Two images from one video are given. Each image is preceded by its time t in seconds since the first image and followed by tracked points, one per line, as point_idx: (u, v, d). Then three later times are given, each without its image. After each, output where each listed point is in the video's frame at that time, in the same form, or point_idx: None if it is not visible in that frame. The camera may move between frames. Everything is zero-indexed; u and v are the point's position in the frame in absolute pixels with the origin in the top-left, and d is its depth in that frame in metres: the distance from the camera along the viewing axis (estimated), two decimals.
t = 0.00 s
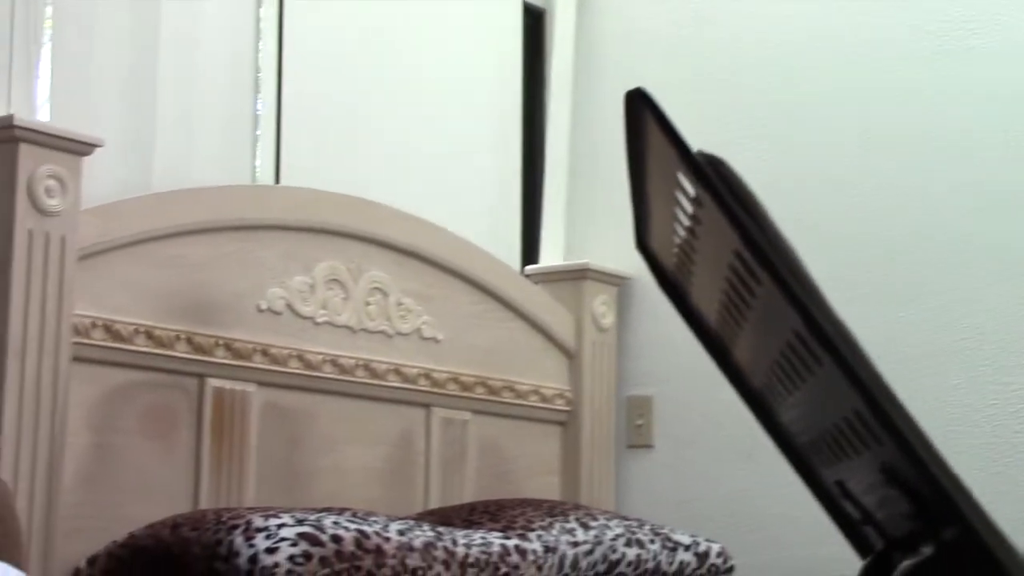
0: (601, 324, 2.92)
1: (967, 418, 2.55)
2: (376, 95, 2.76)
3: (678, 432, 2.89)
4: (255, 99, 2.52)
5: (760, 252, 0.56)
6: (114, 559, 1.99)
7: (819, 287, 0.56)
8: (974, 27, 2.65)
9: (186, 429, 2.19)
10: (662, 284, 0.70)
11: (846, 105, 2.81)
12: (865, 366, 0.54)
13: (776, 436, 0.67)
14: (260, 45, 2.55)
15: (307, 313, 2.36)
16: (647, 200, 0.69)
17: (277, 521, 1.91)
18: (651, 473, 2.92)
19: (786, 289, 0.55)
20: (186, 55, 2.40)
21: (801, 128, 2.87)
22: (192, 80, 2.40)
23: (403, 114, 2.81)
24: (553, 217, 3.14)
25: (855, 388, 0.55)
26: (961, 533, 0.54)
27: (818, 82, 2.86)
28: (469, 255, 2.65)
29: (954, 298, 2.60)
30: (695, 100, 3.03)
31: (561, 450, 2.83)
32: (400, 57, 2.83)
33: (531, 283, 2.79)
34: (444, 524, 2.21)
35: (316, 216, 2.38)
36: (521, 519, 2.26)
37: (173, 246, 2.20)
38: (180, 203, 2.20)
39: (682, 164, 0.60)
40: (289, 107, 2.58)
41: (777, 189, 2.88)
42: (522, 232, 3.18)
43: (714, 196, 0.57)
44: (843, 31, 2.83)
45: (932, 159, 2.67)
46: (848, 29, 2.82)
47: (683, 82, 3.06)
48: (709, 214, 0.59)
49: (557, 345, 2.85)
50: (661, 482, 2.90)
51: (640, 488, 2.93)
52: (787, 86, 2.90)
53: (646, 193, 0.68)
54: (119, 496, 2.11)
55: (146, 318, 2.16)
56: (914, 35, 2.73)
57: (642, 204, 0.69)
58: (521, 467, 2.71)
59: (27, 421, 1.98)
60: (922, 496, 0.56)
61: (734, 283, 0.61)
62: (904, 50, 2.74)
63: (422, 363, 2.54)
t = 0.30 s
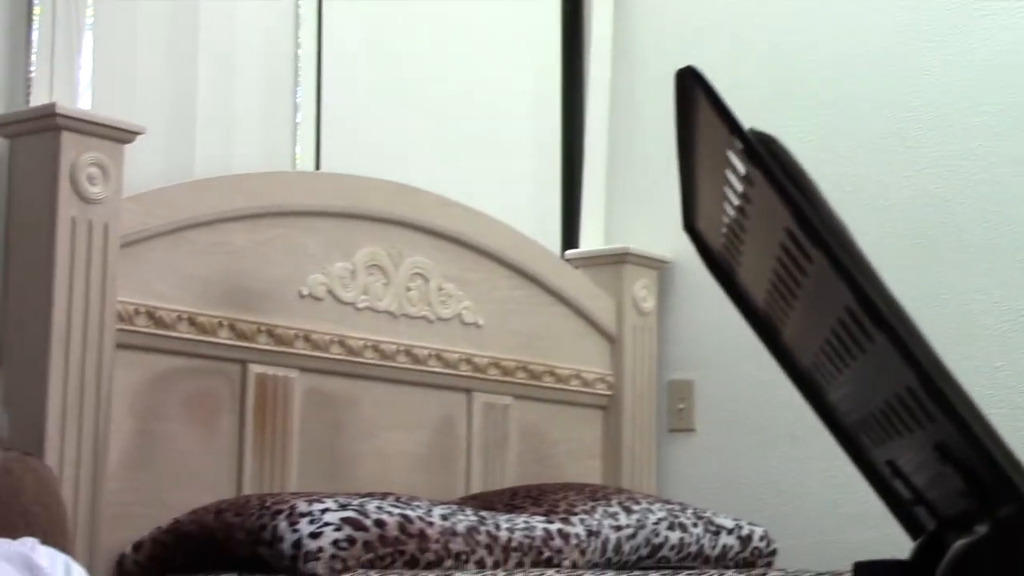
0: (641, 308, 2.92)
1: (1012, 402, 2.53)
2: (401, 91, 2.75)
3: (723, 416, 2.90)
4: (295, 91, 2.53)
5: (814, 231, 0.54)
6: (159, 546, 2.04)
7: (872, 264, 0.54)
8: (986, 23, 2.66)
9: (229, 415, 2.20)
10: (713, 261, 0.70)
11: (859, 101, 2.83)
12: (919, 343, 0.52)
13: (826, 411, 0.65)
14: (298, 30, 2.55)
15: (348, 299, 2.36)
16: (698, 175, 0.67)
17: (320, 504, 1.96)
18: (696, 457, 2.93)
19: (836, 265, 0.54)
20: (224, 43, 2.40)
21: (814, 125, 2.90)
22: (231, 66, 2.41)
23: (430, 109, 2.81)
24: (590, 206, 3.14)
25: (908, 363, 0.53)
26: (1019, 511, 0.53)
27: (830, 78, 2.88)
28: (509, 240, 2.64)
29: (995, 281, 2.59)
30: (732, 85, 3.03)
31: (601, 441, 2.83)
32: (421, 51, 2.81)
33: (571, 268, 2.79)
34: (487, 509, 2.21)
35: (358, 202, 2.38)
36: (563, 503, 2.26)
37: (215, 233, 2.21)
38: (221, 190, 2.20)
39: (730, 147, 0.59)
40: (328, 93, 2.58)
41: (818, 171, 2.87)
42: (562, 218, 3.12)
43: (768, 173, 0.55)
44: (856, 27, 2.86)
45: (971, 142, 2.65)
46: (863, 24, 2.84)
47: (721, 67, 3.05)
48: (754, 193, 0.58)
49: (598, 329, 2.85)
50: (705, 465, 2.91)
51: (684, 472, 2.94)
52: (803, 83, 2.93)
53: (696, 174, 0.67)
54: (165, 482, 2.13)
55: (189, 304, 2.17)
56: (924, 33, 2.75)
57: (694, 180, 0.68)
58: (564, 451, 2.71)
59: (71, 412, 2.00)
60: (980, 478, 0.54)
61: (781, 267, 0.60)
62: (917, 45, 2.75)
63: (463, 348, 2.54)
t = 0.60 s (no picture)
0: (678, 290, 2.92)
1: None
2: (430, 79, 2.76)
3: (760, 396, 2.96)
4: (331, 71, 2.54)
5: (862, 206, 0.48)
6: (200, 528, 2.09)
7: (916, 233, 0.48)
8: (996, 31, 2.79)
9: (267, 399, 2.21)
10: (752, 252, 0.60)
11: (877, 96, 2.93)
12: (973, 321, 0.47)
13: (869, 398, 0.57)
14: (334, 13, 2.54)
15: (385, 282, 2.37)
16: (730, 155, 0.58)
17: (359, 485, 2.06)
18: (732, 439, 2.98)
19: (888, 243, 0.48)
20: (262, 26, 2.41)
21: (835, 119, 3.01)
22: (268, 50, 2.41)
23: (461, 98, 2.84)
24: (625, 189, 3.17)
25: (958, 337, 0.47)
26: None
27: (847, 76, 2.98)
28: (545, 222, 2.64)
29: None
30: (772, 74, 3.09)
31: (640, 417, 2.84)
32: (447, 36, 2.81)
33: (607, 251, 2.78)
34: (525, 491, 2.22)
35: (394, 185, 2.38)
36: (601, 485, 2.27)
37: (252, 217, 2.21)
38: (257, 175, 2.21)
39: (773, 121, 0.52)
40: (362, 77, 2.59)
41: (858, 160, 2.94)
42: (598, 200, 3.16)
43: (816, 150, 0.49)
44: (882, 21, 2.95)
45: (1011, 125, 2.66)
46: (881, 26, 2.95)
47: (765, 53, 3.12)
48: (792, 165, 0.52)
49: (635, 312, 2.85)
50: (740, 448, 2.97)
51: (720, 453, 2.99)
52: (819, 84, 3.02)
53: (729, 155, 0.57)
54: (205, 466, 2.14)
55: (227, 289, 2.17)
56: (937, 36, 2.87)
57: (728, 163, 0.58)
58: (602, 433, 2.72)
59: (112, 399, 2.01)
60: None
61: (826, 242, 0.52)
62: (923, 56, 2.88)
63: (500, 330, 2.54)
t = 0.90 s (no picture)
0: (714, 272, 2.92)
1: None
2: (463, 63, 2.75)
3: (796, 377, 2.98)
4: (364, 44, 2.53)
5: (912, 182, 0.48)
6: (239, 512, 2.10)
7: (966, 208, 0.48)
8: None
9: (305, 382, 2.22)
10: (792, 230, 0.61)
11: (916, 78, 2.93)
12: None
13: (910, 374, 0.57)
14: None
15: (420, 266, 2.37)
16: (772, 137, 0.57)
17: (396, 467, 2.06)
18: (768, 420, 3.01)
19: (935, 218, 0.48)
20: (297, 8, 2.41)
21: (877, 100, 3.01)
22: (304, 32, 2.41)
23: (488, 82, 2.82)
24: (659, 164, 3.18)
25: (1006, 312, 0.47)
26: None
27: (886, 58, 2.98)
28: (580, 205, 2.64)
29: None
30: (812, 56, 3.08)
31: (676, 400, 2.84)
32: (480, 20, 2.80)
33: (643, 235, 2.78)
34: (562, 474, 2.23)
35: (428, 169, 2.38)
36: (638, 468, 2.27)
37: (289, 201, 2.22)
38: (294, 159, 2.21)
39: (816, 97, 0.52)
40: (396, 59, 2.59)
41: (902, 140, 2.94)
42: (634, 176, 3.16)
43: (860, 123, 0.49)
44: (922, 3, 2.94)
45: None
46: (908, 15, 2.96)
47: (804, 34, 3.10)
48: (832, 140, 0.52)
49: (671, 295, 2.85)
50: (775, 429, 2.99)
51: (756, 434, 3.02)
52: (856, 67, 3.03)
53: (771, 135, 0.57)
54: (244, 450, 2.16)
55: (264, 273, 2.18)
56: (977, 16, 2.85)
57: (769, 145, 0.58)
58: (638, 416, 2.72)
59: (149, 385, 2.02)
60: None
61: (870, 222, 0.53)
62: (958, 38, 2.87)
63: (535, 314, 2.54)
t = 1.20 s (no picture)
0: (750, 257, 2.91)
1: None
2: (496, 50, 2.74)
3: (833, 361, 3.01)
4: (399, 38, 2.51)
5: (962, 163, 0.42)
6: (276, 498, 2.10)
7: None
8: None
9: (341, 368, 2.22)
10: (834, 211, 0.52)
11: (957, 58, 2.98)
12: None
13: (958, 365, 0.48)
14: None
15: (455, 252, 2.37)
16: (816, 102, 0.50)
17: (433, 453, 2.07)
18: (805, 405, 3.04)
19: (989, 199, 0.41)
20: None
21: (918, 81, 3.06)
22: (338, 18, 2.41)
23: (519, 69, 2.80)
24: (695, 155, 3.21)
25: None
26: None
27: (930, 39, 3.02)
28: (615, 190, 2.63)
29: None
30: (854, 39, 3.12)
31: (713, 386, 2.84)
32: (513, 6, 2.79)
33: (680, 222, 2.77)
34: (599, 459, 2.23)
35: (463, 155, 2.38)
36: (674, 453, 2.27)
37: (325, 187, 2.22)
38: (330, 145, 2.21)
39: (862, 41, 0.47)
40: (430, 44, 2.58)
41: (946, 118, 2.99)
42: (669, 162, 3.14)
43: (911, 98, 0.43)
44: None
45: None
46: None
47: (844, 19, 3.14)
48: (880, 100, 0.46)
49: (707, 280, 2.84)
50: (812, 413, 3.02)
51: (794, 419, 3.05)
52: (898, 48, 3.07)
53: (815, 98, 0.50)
54: (280, 436, 2.16)
55: (299, 259, 2.18)
56: None
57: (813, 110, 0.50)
58: (674, 402, 2.72)
59: (187, 371, 2.02)
60: None
61: (915, 202, 0.45)
62: (1001, 18, 2.93)
63: (570, 299, 2.54)
